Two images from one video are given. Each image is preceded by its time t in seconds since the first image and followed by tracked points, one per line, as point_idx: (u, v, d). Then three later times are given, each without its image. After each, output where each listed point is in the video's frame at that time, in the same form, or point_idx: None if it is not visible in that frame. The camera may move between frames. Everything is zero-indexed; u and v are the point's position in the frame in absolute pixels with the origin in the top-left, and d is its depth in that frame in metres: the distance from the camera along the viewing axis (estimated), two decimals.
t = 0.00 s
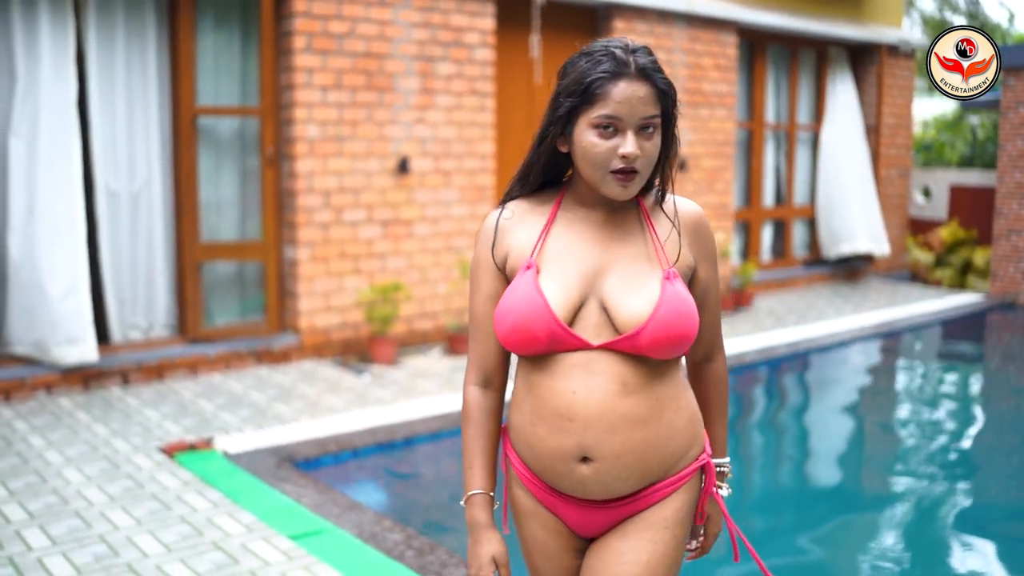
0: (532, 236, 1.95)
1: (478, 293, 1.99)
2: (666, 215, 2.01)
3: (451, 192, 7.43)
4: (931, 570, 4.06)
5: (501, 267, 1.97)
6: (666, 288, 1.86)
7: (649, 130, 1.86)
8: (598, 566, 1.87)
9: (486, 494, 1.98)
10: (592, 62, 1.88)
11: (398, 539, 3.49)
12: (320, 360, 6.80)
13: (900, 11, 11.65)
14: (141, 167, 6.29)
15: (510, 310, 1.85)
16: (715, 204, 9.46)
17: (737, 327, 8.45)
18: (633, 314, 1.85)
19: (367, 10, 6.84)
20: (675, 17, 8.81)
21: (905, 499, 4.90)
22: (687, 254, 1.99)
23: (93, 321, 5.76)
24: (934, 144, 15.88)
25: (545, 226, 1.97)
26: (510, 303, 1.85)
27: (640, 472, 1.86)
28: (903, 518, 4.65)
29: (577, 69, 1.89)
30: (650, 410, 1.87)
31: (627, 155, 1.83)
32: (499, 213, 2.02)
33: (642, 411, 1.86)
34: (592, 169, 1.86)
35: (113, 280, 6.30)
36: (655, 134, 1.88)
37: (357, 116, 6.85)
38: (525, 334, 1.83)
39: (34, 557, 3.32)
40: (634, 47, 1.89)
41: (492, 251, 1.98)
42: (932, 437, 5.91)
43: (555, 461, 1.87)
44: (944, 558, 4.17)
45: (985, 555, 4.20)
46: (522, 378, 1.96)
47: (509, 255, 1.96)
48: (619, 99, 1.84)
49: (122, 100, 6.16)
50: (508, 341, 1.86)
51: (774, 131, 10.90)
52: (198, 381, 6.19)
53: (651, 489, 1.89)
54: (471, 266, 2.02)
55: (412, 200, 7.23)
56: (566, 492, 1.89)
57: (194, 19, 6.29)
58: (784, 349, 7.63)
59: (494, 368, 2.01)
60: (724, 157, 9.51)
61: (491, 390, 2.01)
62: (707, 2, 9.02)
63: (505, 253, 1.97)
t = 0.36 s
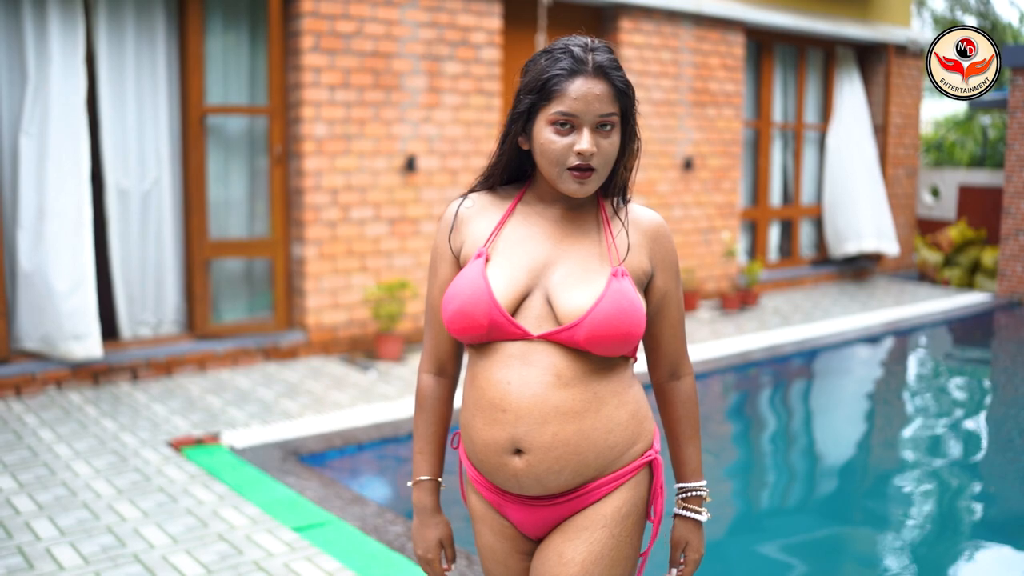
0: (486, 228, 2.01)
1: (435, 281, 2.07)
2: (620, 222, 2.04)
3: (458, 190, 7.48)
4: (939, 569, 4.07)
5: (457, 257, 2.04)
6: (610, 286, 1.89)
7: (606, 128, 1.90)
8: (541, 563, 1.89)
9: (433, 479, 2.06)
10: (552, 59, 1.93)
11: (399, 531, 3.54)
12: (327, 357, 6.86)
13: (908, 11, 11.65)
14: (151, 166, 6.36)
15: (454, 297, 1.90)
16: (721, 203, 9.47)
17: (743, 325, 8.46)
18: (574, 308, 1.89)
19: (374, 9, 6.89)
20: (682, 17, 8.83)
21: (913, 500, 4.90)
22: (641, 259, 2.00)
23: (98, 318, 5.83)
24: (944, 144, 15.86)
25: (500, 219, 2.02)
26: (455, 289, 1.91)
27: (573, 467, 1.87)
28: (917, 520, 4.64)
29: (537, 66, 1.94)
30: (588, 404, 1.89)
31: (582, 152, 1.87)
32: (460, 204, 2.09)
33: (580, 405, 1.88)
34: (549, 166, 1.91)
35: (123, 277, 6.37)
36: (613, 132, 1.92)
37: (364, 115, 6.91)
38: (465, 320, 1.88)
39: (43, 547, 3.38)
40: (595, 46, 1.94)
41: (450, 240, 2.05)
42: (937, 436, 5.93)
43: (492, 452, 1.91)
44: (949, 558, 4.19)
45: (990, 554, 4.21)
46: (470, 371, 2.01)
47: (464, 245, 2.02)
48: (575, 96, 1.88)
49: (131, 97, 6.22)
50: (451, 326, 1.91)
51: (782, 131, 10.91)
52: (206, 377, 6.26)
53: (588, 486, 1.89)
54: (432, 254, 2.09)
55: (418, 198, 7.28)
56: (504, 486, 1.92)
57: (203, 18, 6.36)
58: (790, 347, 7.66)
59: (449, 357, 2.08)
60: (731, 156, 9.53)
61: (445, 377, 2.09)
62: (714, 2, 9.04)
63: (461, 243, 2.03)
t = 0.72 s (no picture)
0: (447, 222, 2.08)
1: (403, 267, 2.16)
2: (577, 217, 2.05)
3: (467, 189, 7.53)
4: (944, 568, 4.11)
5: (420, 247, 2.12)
6: (554, 280, 1.91)
7: (560, 116, 1.95)
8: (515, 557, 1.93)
9: (377, 454, 2.17)
10: (508, 50, 1.99)
11: (404, 525, 3.61)
12: (337, 354, 6.93)
13: (919, 11, 11.64)
14: (163, 165, 6.44)
15: (411, 292, 1.97)
16: (730, 202, 9.49)
17: (751, 324, 8.46)
18: (520, 302, 1.92)
19: (384, 9, 6.95)
20: (691, 17, 8.85)
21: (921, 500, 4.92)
22: (594, 252, 2.00)
23: (105, 315, 5.90)
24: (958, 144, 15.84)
25: (461, 213, 2.08)
26: (412, 284, 1.98)
27: (531, 460, 1.91)
28: (935, 518, 4.68)
29: (494, 56, 2.00)
30: (540, 399, 1.92)
31: (534, 139, 1.92)
32: (425, 197, 2.17)
33: (531, 400, 1.92)
34: (504, 154, 1.96)
35: (135, 275, 6.45)
36: (567, 120, 1.96)
37: (374, 114, 6.97)
38: (419, 313, 1.94)
39: (54, 537, 3.45)
40: (550, 36, 1.99)
41: (415, 232, 2.14)
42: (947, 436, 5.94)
43: (453, 446, 1.96)
44: (955, 557, 4.21)
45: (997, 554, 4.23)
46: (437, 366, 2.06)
47: (426, 238, 2.10)
48: (527, 85, 1.93)
49: (144, 95, 6.30)
50: (408, 319, 1.98)
51: (792, 130, 10.91)
52: (217, 373, 6.34)
53: (546, 478, 1.93)
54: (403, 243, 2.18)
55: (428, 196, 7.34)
56: (468, 479, 1.96)
57: (214, 18, 6.43)
58: (798, 345, 7.68)
59: (414, 343, 2.14)
60: (740, 156, 9.54)
61: (408, 358, 2.15)
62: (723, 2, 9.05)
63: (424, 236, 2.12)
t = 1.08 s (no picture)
0: (420, 212, 2.14)
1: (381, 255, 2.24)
2: (543, 198, 2.09)
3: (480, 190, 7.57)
4: (967, 568, 4.10)
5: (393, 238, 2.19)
6: (525, 268, 1.96)
7: (514, 101, 1.99)
8: (485, 530, 1.99)
9: (348, 429, 2.30)
10: (463, 39, 2.04)
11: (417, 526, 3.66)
12: (350, 353, 6.98)
13: (935, 11, 11.58)
14: (179, 166, 6.51)
15: (389, 281, 2.03)
16: (743, 203, 9.48)
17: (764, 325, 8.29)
18: (494, 289, 1.97)
19: (397, 12, 6.99)
20: (705, 18, 8.84)
21: (942, 501, 4.92)
22: (561, 232, 2.04)
23: (115, 313, 5.98)
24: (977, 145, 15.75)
25: (434, 203, 2.14)
26: (389, 274, 2.04)
27: (507, 439, 1.98)
28: (939, 503, 4.90)
29: (449, 45, 2.05)
30: (516, 382, 1.99)
31: (488, 125, 1.98)
32: (399, 189, 2.24)
33: (507, 384, 1.98)
34: (460, 140, 2.01)
35: (151, 276, 6.53)
36: (521, 106, 2.01)
37: (387, 115, 7.03)
38: (398, 302, 2.00)
39: (68, 533, 3.51)
40: (504, 24, 2.03)
41: (389, 222, 2.21)
42: (969, 437, 5.95)
43: (430, 424, 2.02)
44: (978, 558, 4.21)
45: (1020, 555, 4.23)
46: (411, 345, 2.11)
47: (400, 229, 2.16)
48: (480, 72, 1.98)
49: (160, 94, 6.38)
50: (387, 308, 2.04)
51: (806, 131, 10.88)
52: (231, 372, 6.41)
53: (518, 455, 2.00)
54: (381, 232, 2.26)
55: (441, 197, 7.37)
56: (440, 454, 2.02)
57: (230, 20, 6.50)
58: (814, 344, 7.67)
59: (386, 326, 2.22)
60: (754, 157, 9.52)
61: (382, 342, 2.23)
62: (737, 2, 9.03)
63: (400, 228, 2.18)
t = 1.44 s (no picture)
0: (397, 229, 2.17)
1: (356, 269, 2.28)
2: (510, 207, 2.13)
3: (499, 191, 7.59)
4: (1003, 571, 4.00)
5: (371, 253, 2.22)
6: (503, 278, 2.02)
7: (474, 118, 2.04)
8: (452, 520, 2.06)
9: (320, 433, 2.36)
10: (427, 59, 2.08)
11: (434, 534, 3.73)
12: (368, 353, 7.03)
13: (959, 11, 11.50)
14: (201, 167, 6.60)
15: (372, 293, 2.06)
16: (763, 204, 9.45)
17: (784, 326, 8.37)
18: (474, 299, 2.02)
19: (416, 15, 7.04)
20: (724, 19, 8.83)
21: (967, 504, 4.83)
22: (526, 241, 2.10)
23: (130, 313, 6.07)
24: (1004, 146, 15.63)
25: (411, 217, 2.18)
26: (372, 286, 2.06)
27: (481, 438, 2.05)
28: (965, 502, 4.86)
29: (414, 66, 2.10)
30: (494, 387, 2.06)
31: (450, 140, 2.02)
32: (374, 206, 2.27)
33: (486, 389, 2.05)
34: (425, 155, 2.06)
35: (174, 275, 6.62)
36: (482, 121, 2.05)
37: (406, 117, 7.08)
38: (382, 312, 2.03)
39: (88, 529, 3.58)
40: (465, 45, 2.08)
41: (365, 238, 2.24)
42: (996, 440, 5.88)
43: (410, 427, 2.06)
44: (1012, 562, 4.11)
45: None
46: (385, 348, 2.15)
47: (378, 243, 2.19)
48: (443, 90, 2.03)
49: (182, 95, 6.46)
50: (370, 318, 2.06)
51: (827, 132, 10.84)
52: (250, 372, 6.50)
53: (488, 451, 2.07)
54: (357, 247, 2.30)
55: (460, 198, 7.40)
56: (416, 454, 2.08)
57: (250, 22, 6.58)
58: (836, 347, 7.64)
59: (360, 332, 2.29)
60: (774, 158, 9.48)
61: (354, 349, 2.32)
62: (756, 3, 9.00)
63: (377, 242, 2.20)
